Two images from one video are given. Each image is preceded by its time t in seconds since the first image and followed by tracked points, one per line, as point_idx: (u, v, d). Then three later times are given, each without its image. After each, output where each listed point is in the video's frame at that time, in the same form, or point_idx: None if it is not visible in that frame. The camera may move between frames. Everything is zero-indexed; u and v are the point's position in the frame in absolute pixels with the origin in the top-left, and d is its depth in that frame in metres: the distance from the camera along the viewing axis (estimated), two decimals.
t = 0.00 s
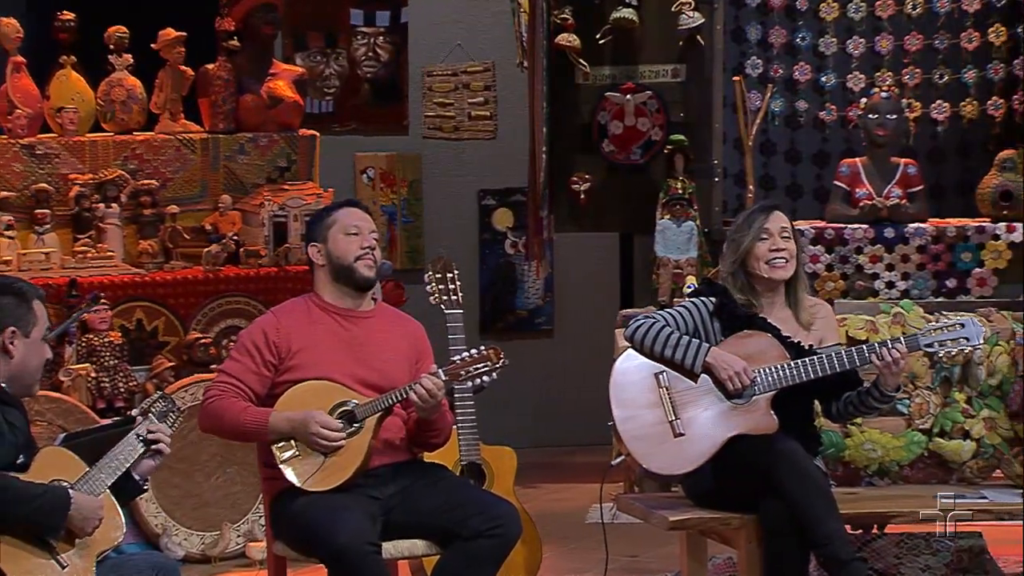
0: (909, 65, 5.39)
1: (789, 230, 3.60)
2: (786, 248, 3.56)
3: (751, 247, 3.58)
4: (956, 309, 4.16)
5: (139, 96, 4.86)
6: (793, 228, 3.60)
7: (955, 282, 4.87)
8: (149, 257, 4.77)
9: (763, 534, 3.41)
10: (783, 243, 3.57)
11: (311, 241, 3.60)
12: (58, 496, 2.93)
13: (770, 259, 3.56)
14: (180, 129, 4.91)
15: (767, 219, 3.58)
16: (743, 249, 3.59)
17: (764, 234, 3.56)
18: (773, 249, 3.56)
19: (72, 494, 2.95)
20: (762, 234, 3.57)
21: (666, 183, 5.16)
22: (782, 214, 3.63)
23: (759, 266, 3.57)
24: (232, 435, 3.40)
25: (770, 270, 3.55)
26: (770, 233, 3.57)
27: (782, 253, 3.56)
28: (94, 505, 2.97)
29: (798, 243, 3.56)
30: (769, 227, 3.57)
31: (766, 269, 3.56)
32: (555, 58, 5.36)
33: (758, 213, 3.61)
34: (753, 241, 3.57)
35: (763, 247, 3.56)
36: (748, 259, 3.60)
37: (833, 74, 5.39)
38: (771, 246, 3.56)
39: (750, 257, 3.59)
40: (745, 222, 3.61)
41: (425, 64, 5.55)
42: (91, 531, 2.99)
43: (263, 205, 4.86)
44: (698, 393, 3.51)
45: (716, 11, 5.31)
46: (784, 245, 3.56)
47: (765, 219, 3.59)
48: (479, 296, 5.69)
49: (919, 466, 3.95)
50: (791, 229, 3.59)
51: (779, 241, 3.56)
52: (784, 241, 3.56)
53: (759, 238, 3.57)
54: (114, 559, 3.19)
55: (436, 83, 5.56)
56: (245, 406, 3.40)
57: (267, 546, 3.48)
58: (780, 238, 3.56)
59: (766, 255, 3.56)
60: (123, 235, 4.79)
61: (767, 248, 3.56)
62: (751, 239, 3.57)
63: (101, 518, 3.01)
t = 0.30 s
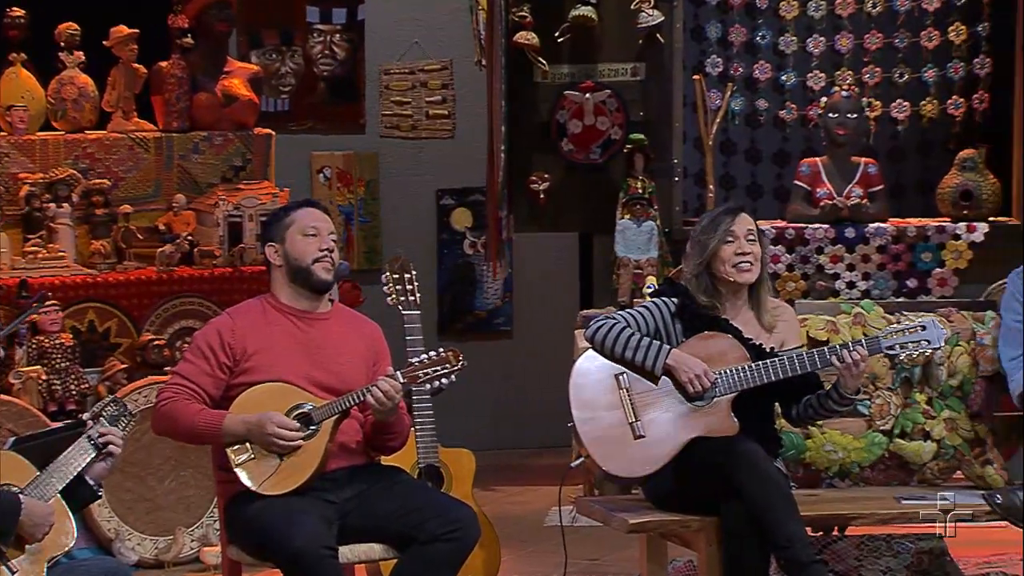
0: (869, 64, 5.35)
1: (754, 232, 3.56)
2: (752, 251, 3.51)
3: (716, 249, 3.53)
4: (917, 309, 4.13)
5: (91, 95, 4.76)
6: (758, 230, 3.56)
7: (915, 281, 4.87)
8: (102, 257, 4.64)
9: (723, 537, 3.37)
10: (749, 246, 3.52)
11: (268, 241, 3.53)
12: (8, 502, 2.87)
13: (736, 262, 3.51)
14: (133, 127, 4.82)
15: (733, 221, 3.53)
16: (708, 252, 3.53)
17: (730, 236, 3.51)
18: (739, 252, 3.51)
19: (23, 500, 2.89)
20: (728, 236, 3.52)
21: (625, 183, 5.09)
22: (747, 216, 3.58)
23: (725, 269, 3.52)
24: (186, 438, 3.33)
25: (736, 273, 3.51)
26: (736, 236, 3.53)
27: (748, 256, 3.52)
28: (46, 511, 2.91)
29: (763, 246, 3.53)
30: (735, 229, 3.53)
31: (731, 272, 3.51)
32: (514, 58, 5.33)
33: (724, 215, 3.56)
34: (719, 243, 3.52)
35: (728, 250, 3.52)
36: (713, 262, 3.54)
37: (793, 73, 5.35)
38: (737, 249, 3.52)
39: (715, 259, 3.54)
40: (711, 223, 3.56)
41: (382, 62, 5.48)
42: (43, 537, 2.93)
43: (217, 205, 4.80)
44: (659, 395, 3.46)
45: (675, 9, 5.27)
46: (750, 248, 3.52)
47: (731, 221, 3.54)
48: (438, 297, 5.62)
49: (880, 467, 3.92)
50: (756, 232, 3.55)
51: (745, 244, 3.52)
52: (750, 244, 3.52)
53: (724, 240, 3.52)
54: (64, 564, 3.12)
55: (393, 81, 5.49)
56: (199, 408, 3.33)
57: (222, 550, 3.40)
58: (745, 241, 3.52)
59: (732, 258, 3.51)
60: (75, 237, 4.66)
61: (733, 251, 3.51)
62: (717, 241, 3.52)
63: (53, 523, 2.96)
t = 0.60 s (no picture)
0: (830, 63, 5.32)
1: (710, 233, 3.51)
2: (703, 253, 3.47)
3: (669, 251, 3.50)
4: (878, 310, 4.11)
5: (41, 92, 4.65)
6: (714, 231, 3.51)
7: (876, 282, 4.85)
8: (53, 258, 4.52)
9: (683, 541, 3.31)
10: (700, 248, 3.48)
11: (224, 241, 3.46)
12: None
13: (686, 265, 3.48)
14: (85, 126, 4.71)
15: (685, 223, 3.50)
16: (661, 254, 3.52)
17: (681, 238, 3.48)
18: (689, 254, 3.47)
19: None
20: (679, 238, 3.49)
21: (585, 182, 5.05)
22: (704, 216, 3.54)
23: (676, 271, 3.49)
24: (138, 442, 3.24)
25: (687, 276, 3.47)
26: (688, 238, 3.49)
27: (699, 259, 3.48)
28: None
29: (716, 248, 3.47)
30: (687, 231, 3.49)
31: (682, 275, 3.48)
32: (472, 58, 5.28)
33: (678, 217, 3.53)
34: (670, 245, 3.49)
35: (679, 252, 3.49)
36: (668, 264, 3.52)
37: (754, 71, 5.31)
38: (688, 251, 3.48)
39: (669, 261, 3.51)
40: (666, 225, 3.54)
41: (339, 60, 5.40)
42: None
43: (171, 205, 4.70)
44: (619, 397, 3.42)
45: (635, 6, 5.22)
46: (701, 251, 3.47)
47: (684, 222, 3.51)
48: (395, 297, 5.53)
49: (841, 469, 3.89)
50: (711, 233, 3.50)
51: (696, 246, 3.48)
52: (701, 246, 3.47)
53: (676, 242, 3.49)
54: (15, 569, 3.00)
55: (350, 79, 5.41)
56: (152, 411, 3.24)
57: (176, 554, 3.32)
58: (696, 243, 3.48)
59: (683, 260, 3.48)
60: (23, 237, 4.52)
61: (683, 253, 3.47)
62: (668, 243, 3.49)
63: None
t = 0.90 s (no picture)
0: (788, 61, 5.30)
1: (661, 233, 3.47)
2: (653, 253, 3.43)
3: (620, 252, 3.47)
4: (838, 310, 4.07)
5: None
6: (665, 230, 3.47)
7: (836, 282, 4.81)
8: None
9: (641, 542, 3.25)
10: (651, 248, 3.44)
11: (175, 242, 3.37)
12: None
13: (637, 266, 3.44)
14: (32, 124, 4.60)
15: (635, 223, 3.46)
16: (612, 255, 3.48)
17: (631, 239, 3.44)
18: (639, 255, 3.44)
19: None
20: (629, 239, 3.45)
21: (542, 182, 5.00)
22: (656, 216, 3.50)
23: (628, 272, 3.46)
24: (87, 446, 3.15)
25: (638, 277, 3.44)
26: (638, 238, 3.45)
27: (650, 259, 3.44)
28: None
29: (666, 247, 3.43)
30: (637, 231, 3.46)
31: (634, 276, 3.45)
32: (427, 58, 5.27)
33: (628, 217, 3.49)
34: (620, 246, 3.46)
35: (629, 253, 3.45)
36: (620, 264, 3.48)
37: (712, 69, 5.27)
38: (638, 252, 3.44)
39: (621, 262, 3.48)
40: (617, 226, 3.50)
41: (293, 57, 5.32)
42: None
43: (120, 204, 4.55)
44: (576, 399, 3.36)
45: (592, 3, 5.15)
46: (651, 250, 3.44)
47: (634, 223, 3.47)
48: (350, 298, 5.46)
49: (800, 471, 3.86)
50: (662, 232, 3.46)
51: (646, 246, 3.44)
52: (651, 246, 3.44)
53: (627, 242, 3.46)
54: None
55: (303, 77, 5.33)
56: (103, 415, 3.14)
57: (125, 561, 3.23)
58: (647, 243, 3.44)
59: (633, 261, 3.44)
60: None
61: (633, 254, 3.44)
62: (619, 244, 3.46)
63: None
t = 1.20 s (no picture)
0: (752, 59, 5.26)
1: (617, 230, 3.42)
2: (609, 250, 3.38)
3: (576, 252, 3.42)
4: (803, 310, 4.03)
5: None
6: (621, 227, 3.42)
7: (801, 282, 4.81)
8: None
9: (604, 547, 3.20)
10: (607, 246, 3.39)
11: (131, 241, 3.28)
12: None
13: (594, 265, 3.39)
14: None
15: (590, 221, 3.41)
16: (569, 255, 3.43)
17: (586, 238, 3.39)
18: (595, 253, 3.39)
19: None
20: (585, 238, 3.40)
21: (505, 181, 4.94)
22: (611, 213, 3.45)
23: (586, 271, 3.41)
24: (41, 449, 3.06)
25: (596, 276, 3.39)
26: (594, 236, 3.40)
27: (606, 256, 3.39)
28: None
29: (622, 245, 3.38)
30: (592, 230, 3.40)
31: (592, 275, 3.40)
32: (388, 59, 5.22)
33: (583, 215, 3.44)
34: (577, 246, 3.41)
35: (586, 251, 3.40)
36: (577, 264, 3.44)
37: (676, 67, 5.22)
38: (595, 251, 3.39)
39: (578, 261, 3.43)
40: (572, 225, 3.45)
41: (252, 54, 5.23)
42: None
43: (75, 204, 4.46)
44: (537, 400, 3.30)
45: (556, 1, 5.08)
46: (608, 248, 3.38)
47: (589, 221, 3.42)
48: (310, 298, 5.38)
49: (764, 473, 3.82)
50: (617, 229, 3.41)
51: (602, 244, 3.39)
52: (607, 244, 3.38)
53: (583, 241, 3.41)
54: None
55: (262, 74, 5.24)
56: (57, 416, 3.06)
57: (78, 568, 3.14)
58: (603, 240, 3.39)
59: (590, 260, 3.39)
60: None
61: (589, 253, 3.39)
62: (574, 244, 3.41)
63: None
